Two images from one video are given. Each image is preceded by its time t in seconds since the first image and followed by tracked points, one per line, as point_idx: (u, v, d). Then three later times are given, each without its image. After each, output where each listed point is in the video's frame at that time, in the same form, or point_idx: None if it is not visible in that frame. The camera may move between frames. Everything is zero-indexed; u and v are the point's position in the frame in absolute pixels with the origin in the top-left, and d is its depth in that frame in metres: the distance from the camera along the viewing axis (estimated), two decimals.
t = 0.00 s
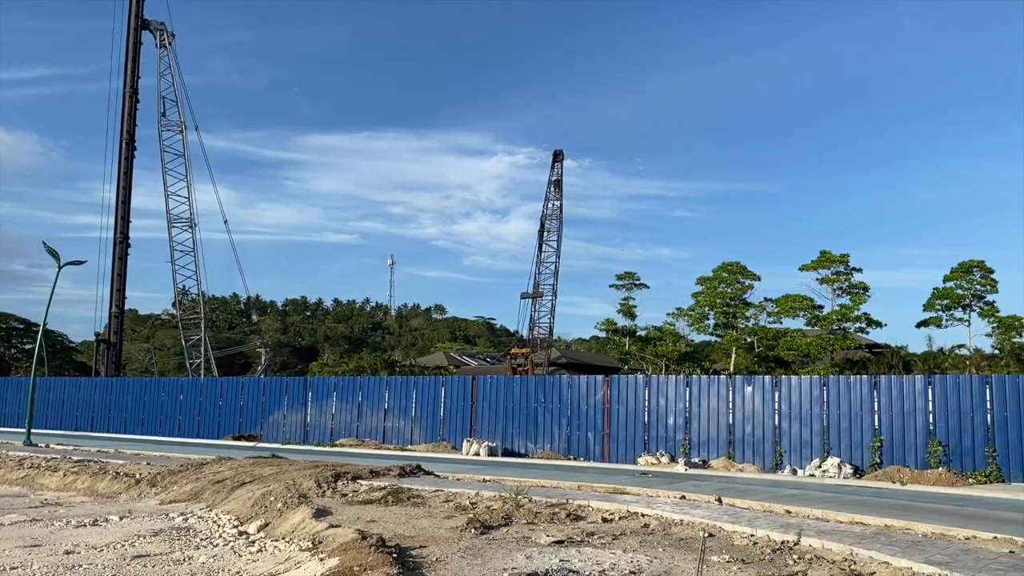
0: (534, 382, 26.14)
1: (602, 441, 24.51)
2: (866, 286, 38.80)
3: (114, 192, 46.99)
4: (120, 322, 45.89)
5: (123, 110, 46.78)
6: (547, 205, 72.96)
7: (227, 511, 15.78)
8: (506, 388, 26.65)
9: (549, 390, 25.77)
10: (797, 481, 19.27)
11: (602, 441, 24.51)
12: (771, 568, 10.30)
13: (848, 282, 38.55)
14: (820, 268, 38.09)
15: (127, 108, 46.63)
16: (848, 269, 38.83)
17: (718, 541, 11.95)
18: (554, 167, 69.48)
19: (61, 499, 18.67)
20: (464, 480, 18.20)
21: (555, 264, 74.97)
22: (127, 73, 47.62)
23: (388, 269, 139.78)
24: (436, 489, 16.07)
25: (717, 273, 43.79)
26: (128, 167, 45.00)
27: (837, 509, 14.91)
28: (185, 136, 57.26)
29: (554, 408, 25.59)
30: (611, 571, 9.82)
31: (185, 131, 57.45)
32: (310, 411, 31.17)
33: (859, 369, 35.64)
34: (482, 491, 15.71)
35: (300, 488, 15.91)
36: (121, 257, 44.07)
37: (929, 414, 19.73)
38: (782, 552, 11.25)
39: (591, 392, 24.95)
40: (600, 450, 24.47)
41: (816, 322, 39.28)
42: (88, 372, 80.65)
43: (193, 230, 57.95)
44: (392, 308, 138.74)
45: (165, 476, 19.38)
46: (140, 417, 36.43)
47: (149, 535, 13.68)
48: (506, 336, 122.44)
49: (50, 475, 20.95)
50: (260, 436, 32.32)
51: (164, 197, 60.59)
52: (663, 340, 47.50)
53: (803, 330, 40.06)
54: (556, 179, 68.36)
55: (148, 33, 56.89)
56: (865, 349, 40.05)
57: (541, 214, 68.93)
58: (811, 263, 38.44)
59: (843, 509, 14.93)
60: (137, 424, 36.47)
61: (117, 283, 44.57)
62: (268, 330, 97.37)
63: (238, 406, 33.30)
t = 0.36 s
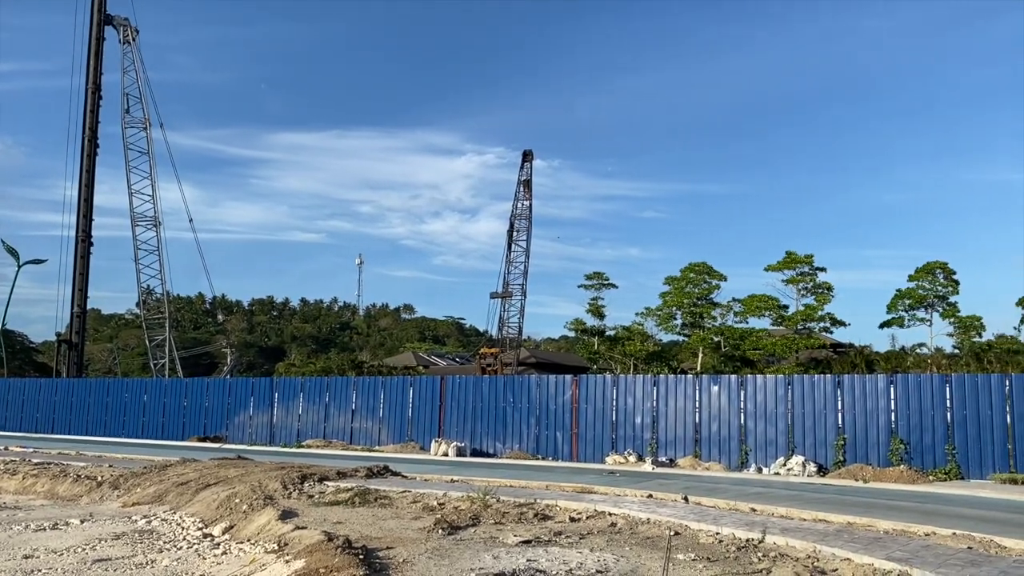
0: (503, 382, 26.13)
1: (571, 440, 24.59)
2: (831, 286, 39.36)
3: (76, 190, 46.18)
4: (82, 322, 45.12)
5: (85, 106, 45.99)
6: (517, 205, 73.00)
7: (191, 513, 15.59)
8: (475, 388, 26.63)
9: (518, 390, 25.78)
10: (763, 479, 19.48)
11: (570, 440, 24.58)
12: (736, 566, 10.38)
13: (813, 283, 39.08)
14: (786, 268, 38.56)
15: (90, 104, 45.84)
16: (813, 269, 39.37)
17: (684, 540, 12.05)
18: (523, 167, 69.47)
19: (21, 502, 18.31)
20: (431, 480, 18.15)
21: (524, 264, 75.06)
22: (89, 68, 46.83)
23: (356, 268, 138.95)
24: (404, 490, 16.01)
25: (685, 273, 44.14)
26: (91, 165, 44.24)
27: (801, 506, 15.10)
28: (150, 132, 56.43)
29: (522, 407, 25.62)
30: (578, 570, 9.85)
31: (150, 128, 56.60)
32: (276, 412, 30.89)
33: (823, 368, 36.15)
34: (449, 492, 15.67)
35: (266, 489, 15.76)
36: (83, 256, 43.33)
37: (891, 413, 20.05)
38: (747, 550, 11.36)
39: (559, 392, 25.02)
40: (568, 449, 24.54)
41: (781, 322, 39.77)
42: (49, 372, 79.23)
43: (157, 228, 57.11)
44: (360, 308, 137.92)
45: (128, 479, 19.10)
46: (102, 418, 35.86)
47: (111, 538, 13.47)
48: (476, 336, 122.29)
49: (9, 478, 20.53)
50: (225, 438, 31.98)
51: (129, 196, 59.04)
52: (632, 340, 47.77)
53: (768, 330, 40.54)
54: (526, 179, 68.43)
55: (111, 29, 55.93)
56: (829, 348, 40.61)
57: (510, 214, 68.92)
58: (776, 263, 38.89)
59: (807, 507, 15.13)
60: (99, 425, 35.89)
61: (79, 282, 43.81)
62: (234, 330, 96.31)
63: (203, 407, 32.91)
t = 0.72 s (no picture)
0: (471, 383, 26.09)
1: (539, 440, 24.62)
2: (796, 287, 39.85)
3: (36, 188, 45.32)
4: (42, 322, 44.30)
5: (45, 103, 45.17)
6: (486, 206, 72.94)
7: (154, 517, 15.35)
8: (443, 389, 26.56)
9: (486, 391, 25.76)
10: (729, 478, 19.65)
11: (538, 441, 24.62)
12: (701, 565, 10.45)
13: (778, 283, 39.53)
14: (752, 269, 38.96)
15: (50, 101, 45.02)
16: (779, 270, 39.82)
17: (650, 539, 12.11)
18: (492, 167, 69.40)
19: None
20: (399, 482, 18.07)
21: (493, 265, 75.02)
22: (50, 65, 46.00)
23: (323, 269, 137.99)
24: (370, 492, 15.91)
25: (653, 273, 44.41)
26: (51, 162, 43.45)
27: (766, 505, 15.25)
28: (113, 131, 55.56)
29: (491, 409, 25.59)
30: (545, 571, 9.86)
31: (113, 126, 55.73)
32: (242, 414, 30.56)
33: (788, 368, 36.59)
34: (417, 493, 15.60)
35: (230, 492, 15.58)
36: (43, 255, 42.53)
37: (855, 412, 20.34)
38: (712, 549, 11.45)
39: (527, 392, 25.04)
40: (536, 450, 24.58)
41: (747, 321, 40.18)
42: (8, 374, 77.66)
43: (120, 228, 56.18)
44: (328, 309, 136.92)
45: (89, 483, 18.76)
46: (63, 420, 35.24)
47: (71, 543, 13.22)
48: (445, 336, 122.01)
49: None
50: (189, 440, 31.57)
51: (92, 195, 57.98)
52: (600, 340, 47.98)
53: (735, 330, 40.92)
54: (495, 179, 68.40)
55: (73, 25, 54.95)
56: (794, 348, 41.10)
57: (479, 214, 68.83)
58: (743, 263, 39.28)
59: (772, 505, 15.27)
60: (59, 428, 35.26)
61: (39, 282, 43.01)
62: (200, 331, 95.15)
63: (167, 409, 32.47)
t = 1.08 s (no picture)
0: (438, 384, 26.02)
1: (505, 441, 24.64)
2: (759, 288, 40.31)
3: None
4: None
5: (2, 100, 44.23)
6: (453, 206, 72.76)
7: (113, 522, 15.08)
8: (409, 390, 26.46)
9: (453, 392, 25.71)
10: (693, 478, 19.82)
11: (505, 442, 24.63)
12: (665, 565, 10.53)
13: (742, 284, 39.96)
14: (717, 270, 39.32)
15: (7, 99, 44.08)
16: (743, 272, 40.24)
17: (615, 539, 12.16)
18: (459, 168, 69.25)
19: None
20: (364, 484, 17.96)
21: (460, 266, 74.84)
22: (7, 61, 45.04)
23: (289, 269, 136.74)
24: (335, 495, 15.79)
25: (620, 274, 44.62)
26: (8, 161, 42.55)
27: (729, 504, 15.40)
28: (72, 128, 54.54)
29: (457, 410, 25.55)
30: (510, 573, 9.86)
31: (72, 124, 54.69)
32: (205, 416, 30.19)
33: (752, 368, 37.04)
34: (382, 496, 15.51)
35: (192, 496, 15.37)
36: None
37: (816, 411, 20.63)
38: (676, 548, 11.54)
39: (494, 393, 25.03)
40: (503, 451, 24.58)
41: (712, 322, 40.54)
42: None
43: (79, 228, 55.13)
44: (294, 310, 135.70)
45: (46, 488, 18.39)
46: (20, 424, 34.54)
47: (27, 549, 12.94)
48: (413, 338, 121.57)
49: None
50: (151, 443, 31.11)
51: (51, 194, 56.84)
52: (568, 341, 48.12)
53: (700, 330, 41.28)
54: (462, 180, 68.28)
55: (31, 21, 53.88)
56: (757, 348, 41.58)
57: (446, 215, 68.64)
58: (708, 264, 39.63)
59: (735, 504, 15.43)
60: (16, 432, 34.52)
61: None
62: (162, 333, 93.78)
63: (128, 412, 31.95)
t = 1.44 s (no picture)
0: (405, 386, 25.93)
1: (473, 443, 24.62)
2: (725, 289, 40.70)
3: None
4: None
5: None
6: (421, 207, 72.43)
7: (72, 527, 14.81)
8: (376, 393, 26.34)
9: (420, 395, 25.64)
10: (660, 478, 19.96)
11: (472, 444, 24.61)
12: (631, 565, 10.59)
13: (708, 286, 40.31)
14: (683, 272, 39.64)
15: None
16: (709, 274, 40.59)
17: (581, 540, 12.22)
18: (428, 169, 69.05)
19: None
20: (330, 488, 17.84)
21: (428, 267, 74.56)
22: None
23: (254, 271, 135.36)
24: (300, 498, 15.67)
25: (588, 277, 44.81)
26: None
27: (695, 505, 15.53)
28: (32, 127, 53.51)
29: (425, 412, 25.47)
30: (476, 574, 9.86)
31: (32, 122, 53.67)
32: (168, 420, 29.79)
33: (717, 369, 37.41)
34: (348, 498, 15.43)
35: (155, 500, 15.16)
36: None
37: (780, 411, 20.89)
38: (642, 548, 11.62)
39: (461, 396, 25.00)
40: (470, 453, 24.55)
41: (679, 323, 40.84)
42: None
43: (40, 228, 54.18)
44: (260, 311, 134.32)
45: (4, 493, 18.00)
46: None
47: None
48: (380, 339, 120.97)
49: None
50: (112, 447, 30.63)
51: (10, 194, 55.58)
52: (536, 342, 48.18)
53: (666, 332, 41.55)
54: (430, 181, 68.12)
55: None
56: (723, 349, 41.98)
57: (414, 216, 68.41)
58: (674, 267, 39.91)
59: (700, 504, 15.57)
60: None
61: None
62: (125, 334, 92.35)
63: (88, 415, 31.43)
